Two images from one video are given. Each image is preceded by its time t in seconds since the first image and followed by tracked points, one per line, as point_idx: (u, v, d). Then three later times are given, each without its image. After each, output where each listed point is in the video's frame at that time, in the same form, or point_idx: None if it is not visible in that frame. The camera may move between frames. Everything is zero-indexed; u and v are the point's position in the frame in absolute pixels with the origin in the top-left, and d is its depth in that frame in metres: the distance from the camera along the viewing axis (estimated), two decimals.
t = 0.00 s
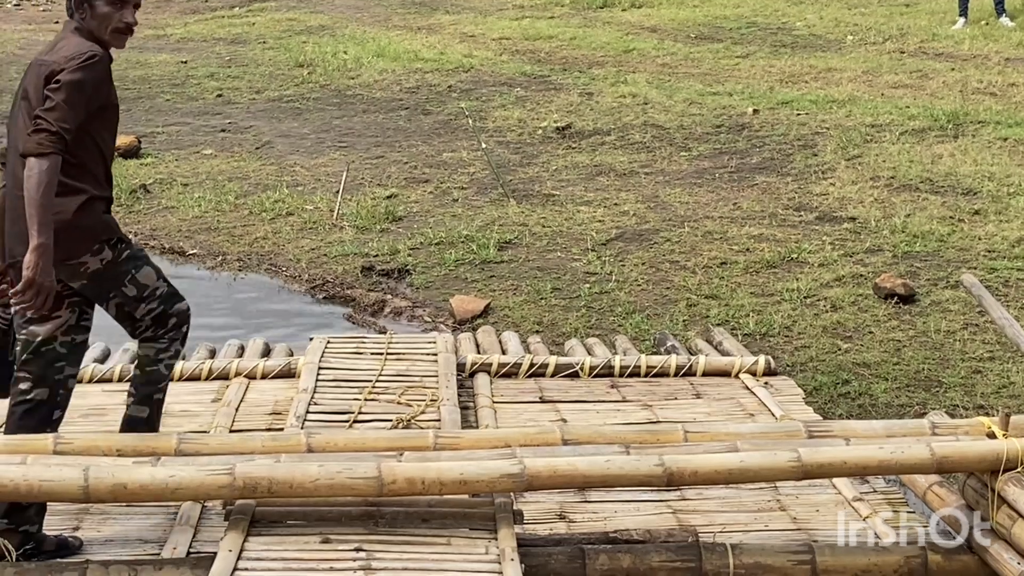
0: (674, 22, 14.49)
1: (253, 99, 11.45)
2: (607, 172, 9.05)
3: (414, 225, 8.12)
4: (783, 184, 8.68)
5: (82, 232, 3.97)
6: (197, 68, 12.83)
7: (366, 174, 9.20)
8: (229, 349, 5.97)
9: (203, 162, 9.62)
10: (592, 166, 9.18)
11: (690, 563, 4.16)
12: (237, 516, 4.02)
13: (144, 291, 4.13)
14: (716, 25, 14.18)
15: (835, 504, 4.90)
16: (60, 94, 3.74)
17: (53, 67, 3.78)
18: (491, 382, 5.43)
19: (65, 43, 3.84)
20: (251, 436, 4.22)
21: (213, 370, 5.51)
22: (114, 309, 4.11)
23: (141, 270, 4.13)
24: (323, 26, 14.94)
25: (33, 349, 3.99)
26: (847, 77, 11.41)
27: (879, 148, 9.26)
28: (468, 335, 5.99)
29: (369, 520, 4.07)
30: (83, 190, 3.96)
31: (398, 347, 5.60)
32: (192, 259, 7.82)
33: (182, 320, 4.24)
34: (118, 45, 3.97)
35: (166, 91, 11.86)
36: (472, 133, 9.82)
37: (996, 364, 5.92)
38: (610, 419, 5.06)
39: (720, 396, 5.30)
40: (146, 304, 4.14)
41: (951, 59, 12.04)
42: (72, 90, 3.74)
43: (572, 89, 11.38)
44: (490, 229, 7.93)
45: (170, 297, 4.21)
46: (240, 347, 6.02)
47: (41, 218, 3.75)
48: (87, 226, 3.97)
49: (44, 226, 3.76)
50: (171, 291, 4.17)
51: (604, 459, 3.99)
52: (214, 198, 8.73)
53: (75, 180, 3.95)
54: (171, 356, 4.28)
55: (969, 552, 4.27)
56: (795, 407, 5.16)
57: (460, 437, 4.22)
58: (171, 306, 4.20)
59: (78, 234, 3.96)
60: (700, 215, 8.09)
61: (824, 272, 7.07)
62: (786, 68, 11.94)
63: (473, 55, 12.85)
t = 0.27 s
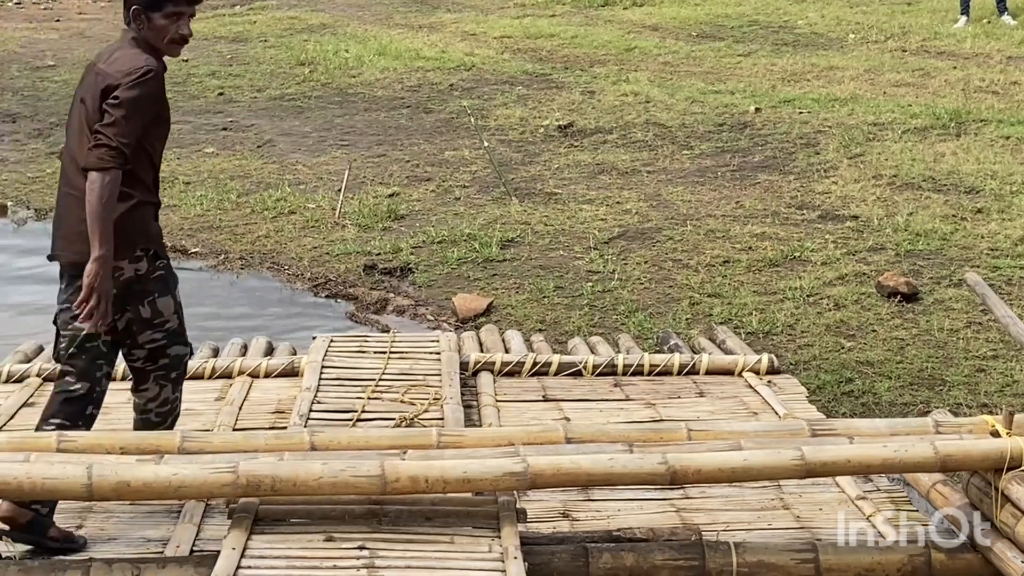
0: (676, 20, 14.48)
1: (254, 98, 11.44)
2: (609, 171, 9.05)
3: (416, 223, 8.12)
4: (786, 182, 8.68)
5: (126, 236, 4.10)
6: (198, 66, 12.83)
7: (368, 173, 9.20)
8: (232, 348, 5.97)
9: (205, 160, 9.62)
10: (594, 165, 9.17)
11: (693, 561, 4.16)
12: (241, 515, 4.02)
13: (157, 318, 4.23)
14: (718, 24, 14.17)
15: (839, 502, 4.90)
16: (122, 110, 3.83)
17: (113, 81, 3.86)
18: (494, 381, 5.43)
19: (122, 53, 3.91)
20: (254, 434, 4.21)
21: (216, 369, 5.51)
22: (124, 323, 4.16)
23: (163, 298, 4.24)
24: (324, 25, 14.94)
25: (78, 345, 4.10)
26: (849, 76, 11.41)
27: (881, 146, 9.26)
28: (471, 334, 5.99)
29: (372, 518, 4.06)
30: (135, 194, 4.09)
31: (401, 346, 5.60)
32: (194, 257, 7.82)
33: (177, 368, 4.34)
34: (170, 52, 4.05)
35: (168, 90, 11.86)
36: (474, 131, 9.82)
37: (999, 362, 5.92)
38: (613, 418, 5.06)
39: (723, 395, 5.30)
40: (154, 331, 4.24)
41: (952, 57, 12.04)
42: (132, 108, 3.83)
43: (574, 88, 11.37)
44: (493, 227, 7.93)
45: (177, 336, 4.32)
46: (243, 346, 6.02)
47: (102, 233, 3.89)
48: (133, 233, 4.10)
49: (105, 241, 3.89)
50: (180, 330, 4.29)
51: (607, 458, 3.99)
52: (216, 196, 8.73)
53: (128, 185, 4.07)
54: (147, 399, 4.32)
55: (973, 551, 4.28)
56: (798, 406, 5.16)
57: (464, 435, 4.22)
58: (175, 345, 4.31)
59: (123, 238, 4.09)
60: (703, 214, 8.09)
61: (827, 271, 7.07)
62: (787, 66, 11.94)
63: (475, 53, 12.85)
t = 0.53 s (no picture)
0: (676, 19, 14.48)
1: (255, 96, 11.44)
2: (610, 169, 9.05)
3: (417, 222, 8.11)
4: (786, 181, 8.68)
5: (153, 215, 4.36)
6: (198, 65, 12.83)
7: (369, 171, 9.20)
8: (234, 346, 5.97)
9: (205, 159, 9.62)
10: (595, 163, 9.17)
11: (695, 560, 4.16)
12: (242, 513, 4.02)
13: (164, 305, 4.44)
14: (718, 23, 14.17)
15: (840, 501, 4.90)
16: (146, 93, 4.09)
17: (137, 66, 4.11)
18: (496, 379, 5.43)
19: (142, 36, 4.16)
20: (256, 432, 4.21)
21: (218, 367, 5.51)
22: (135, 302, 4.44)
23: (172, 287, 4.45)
24: (324, 23, 14.93)
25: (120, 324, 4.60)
26: (850, 74, 11.41)
27: (882, 145, 9.26)
28: (473, 332, 5.99)
29: (374, 517, 4.06)
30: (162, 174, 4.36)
31: (403, 344, 5.60)
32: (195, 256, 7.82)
33: (175, 361, 4.49)
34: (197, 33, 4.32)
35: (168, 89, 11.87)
36: (475, 130, 9.81)
37: (1001, 361, 5.92)
38: (615, 416, 5.06)
39: (724, 394, 5.30)
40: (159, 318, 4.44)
41: (953, 56, 12.04)
42: (156, 91, 4.10)
43: (574, 86, 11.37)
44: (494, 226, 7.93)
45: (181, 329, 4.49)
46: (244, 344, 6.02)
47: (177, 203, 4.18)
48: (163, 211, 4.37)
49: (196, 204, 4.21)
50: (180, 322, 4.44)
51: (609, 456, 3.99)
52: (216, 194, 8.73)
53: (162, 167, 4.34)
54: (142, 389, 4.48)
55: (975, 550, 4.28)
56: (800, 405, 5.16)
57: (465, 433, 4.21)
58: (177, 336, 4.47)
59: (155, 216, 4.37)
60: (704, 212, 8.09)
61: (828, 269, 7.07)
62: (788, 65, 11.93)
63: (475, 52, 12.84)
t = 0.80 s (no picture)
0: (676, 16, 14.47)
1: (255, 94, 11.43)
2: (610, 167, 9.04)
3: (417, 220, 8.11)
4: (787, 178, 8.68)
5: (175, 204, 4.33)
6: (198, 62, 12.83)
7: (369, 169, 9.20)
8: (235, 343, 5.96)
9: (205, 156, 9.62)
10: (595, 161, 9.17)
11: (695, 557, 4.16)
12: (242, 509, 4.01)
13: (172, 294, 4.39)
14: (718, 20, 14.16)
15: (841, 498, 4.89)
16: (188, 87, 4.06)
17: (177, 58, 4.07)
18: (496, 376, 5.43)
19: (179, 29, 4.11)
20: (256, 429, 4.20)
21: (218, 364, 5.51)
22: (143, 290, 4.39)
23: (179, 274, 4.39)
24: (324, 21, 14.92)
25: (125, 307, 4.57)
26: (850, 72, 11.40)
27: (883, 143, 9.26)
28: (473, 330, 5.99)
29: (374, 513, 4.05)
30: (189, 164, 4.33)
31: (403, 341, 5.60)
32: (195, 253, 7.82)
33: (178, 354, 4.45)
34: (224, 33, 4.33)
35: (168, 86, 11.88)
36: (475, 127, 9.81)
37: (1002, 358, 5.92)
38: (615, 413, 5.06)
39: (725, 391, 5.30)
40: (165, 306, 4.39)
41: (953, 53, 12.04)
42: (199, 83, 4.06)
43: (574, 84, 11.36)
44: (494, 223, 7.93)
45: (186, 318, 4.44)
46: (245, 341, 6.02)
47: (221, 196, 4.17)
48: (186, 200, 4.34)
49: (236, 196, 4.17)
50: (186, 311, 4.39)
51: (609, 454, 3.98)
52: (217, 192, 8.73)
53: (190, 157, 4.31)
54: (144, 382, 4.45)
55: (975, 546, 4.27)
56: (801, 402, 5.15)
57: (465, 431, 4.20)
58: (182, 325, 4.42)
59: (177, 205, 4.33)
60: (705, 210, 8.09)
61: (829, 267, 7.07)
62: (788, 63, 11.93)
63: (475, 49, 12.83)
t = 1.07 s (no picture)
0: (676, 15, 14.47)
1: (254, 92, 11.43)
2: (611, 165, 9.04)
3: (418, 218, 8.10)
4: (788, 177, 8.68)
5: (185, 193, 4.23)
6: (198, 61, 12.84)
7: (369, 167, 9.20)
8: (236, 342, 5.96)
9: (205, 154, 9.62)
10: (596, 160, 9.17)
11: (695, 556, 4.17)
12: (243, 508, 4.01)
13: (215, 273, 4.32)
14: (718, 19, 14.16)
15: (842, 496, 4.89)
16: (224, 93, 3.98)
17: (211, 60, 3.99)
18: (497, 375, 5.43)
19: (217, 32, 4.03)
20: (257, 428, 4.19)
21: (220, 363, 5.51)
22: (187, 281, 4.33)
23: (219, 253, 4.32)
24: (324, 19, 14.92)
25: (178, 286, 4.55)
26: (851, 70, 11.40)
27: (883, 141, 9.26)
28: (474, 328, 5.99)
29: (375, 512, 4.05)
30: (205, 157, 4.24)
31: (404, 340, 5.60)
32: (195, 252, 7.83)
33: (236, 326, 4.38)
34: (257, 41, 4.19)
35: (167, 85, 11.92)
36: (476, 126, 9.81)
37: (1003, 357, 5.92)
38: (616, 412, 5.06)
39: (726, 390, 5.30)
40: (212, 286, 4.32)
41: (953, 52, 12.04)
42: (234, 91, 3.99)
43: (574, 82, 11.36)
44: (495, 222, 7.93)
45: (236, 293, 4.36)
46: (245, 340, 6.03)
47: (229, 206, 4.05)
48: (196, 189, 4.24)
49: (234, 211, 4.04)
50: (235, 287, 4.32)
51: (610, 452, 3.98)
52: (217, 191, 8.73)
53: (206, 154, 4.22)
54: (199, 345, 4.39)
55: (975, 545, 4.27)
56: (802, 400, 5.16)
57: (465, 429, 4.19)
58: (232, 301, 4.35)
59: (187, 195, 4.24)
60: (705, 208, 8.09)
61: (831, 266, 7.07)
62: (788, 61, 11.92)
63: (475, 48, 12.82)
